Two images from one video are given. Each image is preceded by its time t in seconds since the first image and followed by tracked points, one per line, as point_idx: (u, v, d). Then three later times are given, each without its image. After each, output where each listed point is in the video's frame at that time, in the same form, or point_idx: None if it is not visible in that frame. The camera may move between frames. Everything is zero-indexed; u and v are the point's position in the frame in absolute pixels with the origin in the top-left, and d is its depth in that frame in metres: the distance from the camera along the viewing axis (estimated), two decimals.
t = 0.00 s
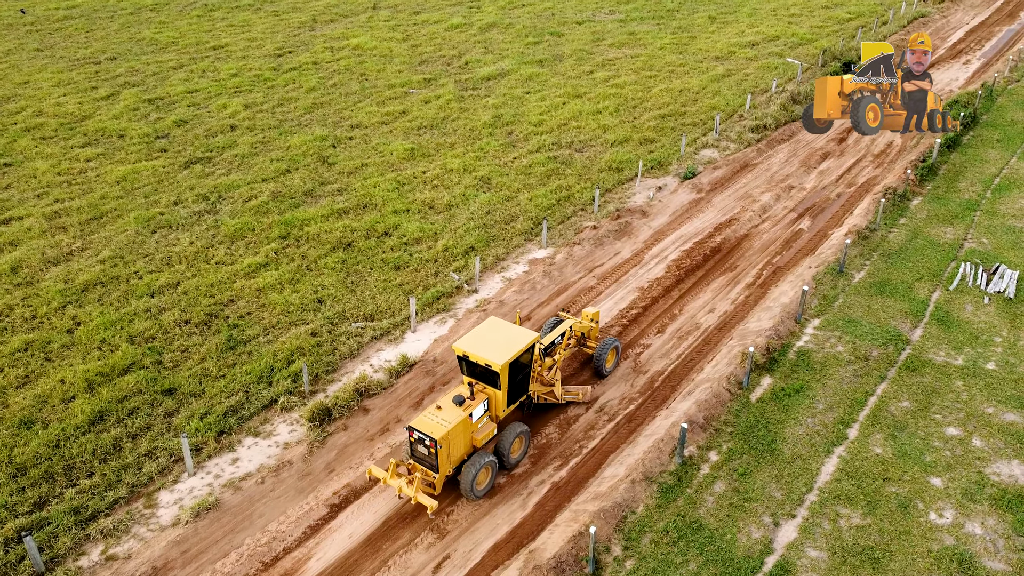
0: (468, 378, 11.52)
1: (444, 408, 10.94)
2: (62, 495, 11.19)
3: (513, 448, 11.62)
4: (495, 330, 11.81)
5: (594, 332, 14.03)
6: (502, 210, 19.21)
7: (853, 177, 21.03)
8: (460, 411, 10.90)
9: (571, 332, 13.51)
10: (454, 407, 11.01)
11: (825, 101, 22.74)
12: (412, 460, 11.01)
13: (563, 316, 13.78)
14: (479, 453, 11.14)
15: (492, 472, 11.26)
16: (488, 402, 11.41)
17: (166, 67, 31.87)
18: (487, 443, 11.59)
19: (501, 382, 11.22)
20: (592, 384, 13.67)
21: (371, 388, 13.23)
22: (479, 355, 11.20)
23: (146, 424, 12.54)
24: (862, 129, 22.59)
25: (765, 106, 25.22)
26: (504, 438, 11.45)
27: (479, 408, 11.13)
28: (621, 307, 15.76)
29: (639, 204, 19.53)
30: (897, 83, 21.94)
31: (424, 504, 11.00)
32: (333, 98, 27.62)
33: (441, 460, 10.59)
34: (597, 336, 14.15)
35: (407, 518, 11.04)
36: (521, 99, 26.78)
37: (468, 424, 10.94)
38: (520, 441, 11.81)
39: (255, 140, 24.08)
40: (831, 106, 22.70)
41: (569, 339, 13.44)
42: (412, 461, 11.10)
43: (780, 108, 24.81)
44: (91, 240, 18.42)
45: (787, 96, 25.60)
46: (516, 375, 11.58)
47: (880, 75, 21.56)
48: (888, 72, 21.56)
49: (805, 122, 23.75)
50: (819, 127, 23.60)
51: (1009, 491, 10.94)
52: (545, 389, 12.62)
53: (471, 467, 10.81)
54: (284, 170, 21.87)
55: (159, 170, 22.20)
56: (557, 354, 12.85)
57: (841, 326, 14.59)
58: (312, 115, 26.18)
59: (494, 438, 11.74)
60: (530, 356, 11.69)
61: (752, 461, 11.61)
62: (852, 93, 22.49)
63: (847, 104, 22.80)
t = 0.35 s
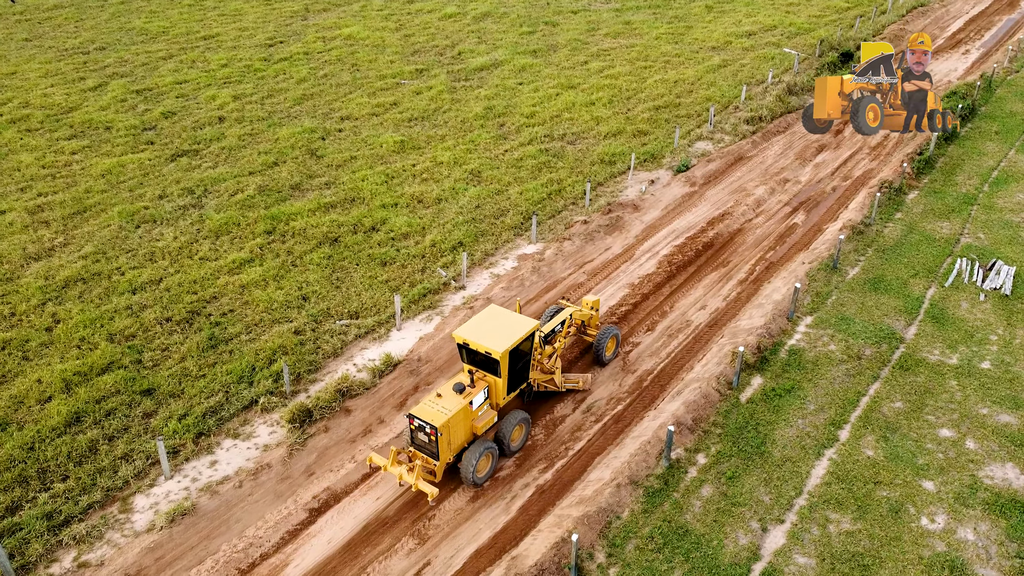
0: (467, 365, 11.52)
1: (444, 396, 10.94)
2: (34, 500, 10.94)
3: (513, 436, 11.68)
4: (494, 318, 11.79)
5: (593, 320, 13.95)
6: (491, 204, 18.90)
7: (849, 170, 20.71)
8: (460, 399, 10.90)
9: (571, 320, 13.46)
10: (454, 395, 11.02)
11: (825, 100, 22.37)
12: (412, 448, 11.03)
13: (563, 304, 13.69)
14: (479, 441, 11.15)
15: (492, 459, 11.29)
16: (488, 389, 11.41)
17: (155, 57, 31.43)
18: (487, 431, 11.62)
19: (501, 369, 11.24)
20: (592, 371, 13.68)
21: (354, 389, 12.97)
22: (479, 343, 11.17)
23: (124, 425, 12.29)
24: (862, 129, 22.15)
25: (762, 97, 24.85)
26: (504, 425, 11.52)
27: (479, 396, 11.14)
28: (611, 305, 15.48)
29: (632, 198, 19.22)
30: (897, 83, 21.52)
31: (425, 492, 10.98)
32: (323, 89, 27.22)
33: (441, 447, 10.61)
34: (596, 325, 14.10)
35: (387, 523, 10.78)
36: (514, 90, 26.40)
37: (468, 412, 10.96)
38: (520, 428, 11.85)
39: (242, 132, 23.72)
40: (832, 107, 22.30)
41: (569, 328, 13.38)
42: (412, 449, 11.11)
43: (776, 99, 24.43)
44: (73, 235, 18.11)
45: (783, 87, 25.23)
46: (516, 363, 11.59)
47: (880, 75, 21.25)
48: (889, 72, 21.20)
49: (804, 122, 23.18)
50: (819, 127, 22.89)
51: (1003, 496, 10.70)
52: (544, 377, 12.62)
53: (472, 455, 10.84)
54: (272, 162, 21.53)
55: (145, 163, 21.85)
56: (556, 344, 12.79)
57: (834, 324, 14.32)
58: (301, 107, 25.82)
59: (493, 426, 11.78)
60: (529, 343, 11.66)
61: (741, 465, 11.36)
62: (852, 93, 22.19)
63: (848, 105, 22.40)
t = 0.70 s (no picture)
0: (468, 361, 11.54)
1: (445, 391, 10.95)
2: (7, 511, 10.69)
3: (513, 431, 11.65)
4: (494, 313, 11.81)
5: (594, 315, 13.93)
6: (482, 204, 18.65)
7: (845, 170, 20.45)
8: (461, 393, 10.89)
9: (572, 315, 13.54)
10: (454, 390, 11.00)
11: (825, 100, 22.04)
12: (413, 443, 11.02)
13: (564, 299, 13.86)
14: (480, 435, 11.13)
15: (493, 454, 11.26)
16: (489, 384, 11.40)
17: (146, 55, 31.10)
18: (488, 426, 11.59)
19: (502, 364, 11.23)
20: (592, 366, 13.71)
21: (337, 395, 12.73)
22: (480, 338, 11.18)
23: (102, 433, 12.05)
24: (862, 129, 21.88)
25: (758, 96, 24.57)
26: (505, 420, 11.50)
27: (480, 390, 11.16)
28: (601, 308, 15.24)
29: (624, 199, 18.97)
30: (898, 83, 21.18)
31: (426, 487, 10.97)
32: (315, 87, 26.92)
33: (442, 442, 10.58)
34: (597, 319, 14.08)
35: (369, 535, 10.54)
36: (507, 88, 26.10)
37: (468, 407, 10.94)
38: (520, 424, 11.84)
39: (232, 131, 23.42)
40: (832, 106, 21.96)
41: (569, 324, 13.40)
42: (413, 444, 11.10)
43: (772, 97, 24.14)
44: (58, 236, 17.85)
45: (779, 85, 24.94)
46: (516, 358, 11.59)
47: (880, 75, 20.90)
48: (888, 72, 20.85)
49: (803, 121, 22.90)
50: (819, 127, 22.53)
51: (998, 507, 10.46)
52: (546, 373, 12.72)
53: (473, 449, 10.80)
54: (261, 162, 21.25)
55: (133, 162, 21.57)
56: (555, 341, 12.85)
57: (828, 328, 14.08)
58: (292, 105, 25.53)
59: (493, 421, 11.74)
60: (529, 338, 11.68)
61: (731, 474, 11.13)
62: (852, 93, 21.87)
63: (848, 105, 22.06)
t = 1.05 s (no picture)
0: (470, 359, 11.50)
1: (446, 389, 10.93)
2: None
3: (514, 429, 11.61)
4: (496, 311, 11.75)
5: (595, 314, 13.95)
6: (472, 209, 18.39)
7: (840, 173, 20.18)
8: (462, 391, 10.86)
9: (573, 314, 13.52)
10: (455, 388, 10.97)
11: (825, 100, 21.89)
12: (415, 440, 11.00)
13: (565, 297, 13.85)
14: (481, 433, 11.09)
15: (494, 452, 11.24)
16: (490, 382, 11.37)
17: (136, 56, 30.81)
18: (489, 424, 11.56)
19: (503, 362, 11.19)
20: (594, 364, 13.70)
21: (319, 407, 12.47)
22: (481, 336, 11.12)
23: (78, 446, 11.77)
24: (862, 129, 21.67)
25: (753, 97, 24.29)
26: (506, 418, 11.47)
27: (482, 388, 11.14)
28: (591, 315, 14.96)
29: (616, 203, 18.70)
30: (897, 83, 21.04)
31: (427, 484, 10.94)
32: (306, 89, 26.64)
33: (442, 439, 10.55)
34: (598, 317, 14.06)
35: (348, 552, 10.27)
36: (499, 90, 25.83)
37: (470, 405, 10.90)
38: (521, 422, 11.80)
39: (220, 133, 23.14)
40: (832, 106, 21.79)
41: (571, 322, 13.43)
42: (414, 442, 11.07)
43: (767, 99, 23.87)
44: (40, 242, 17.57)
45: (774, 87, 24.66)
46: (517, 355, 11.53)
47: (880, 75, 20.78)
48: (889, 72, 20.68)
49: (802, 121, 22.74)
50: (819, 127, 22.39)
51: (993, 523, 10.20)
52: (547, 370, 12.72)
53: (474, 447, 10.76)
54: (248, 165, 20.98)
55: (119, 165, 21.30)
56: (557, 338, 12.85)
57: (821, 337, 13.82)
58: (282, 107, 25.26)
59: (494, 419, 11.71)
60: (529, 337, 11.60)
61: (720, 488, 10.86)
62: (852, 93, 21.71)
63: (848, 105, 21.91)
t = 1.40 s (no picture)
0: (471, 357, 11.35)
1: (448, 387, 10.82)
2: None
3: (515, 428, 11.54)
4: (497, 310, 11.59)
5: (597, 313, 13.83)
6: (463, 213, 18.15)
7: (836, 176, 19.95)
8: (463, 389, 10.74)
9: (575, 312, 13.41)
10: (457, 386, 10.86)
11: (825, 101, 21.69)
12: (417, 438, 10.93)
13: (567, 295, 13.71)
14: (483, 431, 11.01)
15: (496, 450, 11.19)
16: (492, 380, 11.24)
17: (128, 57, 30.56)
18: (491, 422, 11.48)
19: (505, 360, 11.04)
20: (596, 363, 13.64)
21: (301, 418, 12.22)
22: (482, 334, 10.96)
23: (55, 458, 11.53)
24: (861, 129, 21.46)
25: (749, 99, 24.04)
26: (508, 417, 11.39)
27: (484, 386, 11.03)
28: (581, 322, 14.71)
29: (609, 207, 18.46)
30: (897, 83, 20.87)
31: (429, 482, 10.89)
32: (297, 91, 26.38)
33: (443, 438, 10.47)
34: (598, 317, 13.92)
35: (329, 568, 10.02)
36: (492, 92, 25.57)
37: (470, 403, 10.80)
38: (523, 420, 11.73)
39: (210, 136, 22.89)
40: (832, 107, 21.57)
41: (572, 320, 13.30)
42: (416, 439, 10.98)
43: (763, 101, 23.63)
44: (24, 247, 17.32)
45: (770, 88, 24.41)
46: (519, 353, 11.37)
47: (879, 75, 20.63)
48: (889, 72, 20.56)
49: (802, 121, 22.53)
50: (819, 127, 22.17)
51: (988, 540, 9.95)
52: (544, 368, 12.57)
53: (476, 446, 10.68)
54: (237, 169, 20.74)
55: (106, 169, 21.05)
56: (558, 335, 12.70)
57: (815, 345, 13.58)
58: (272, 109, 25.01)
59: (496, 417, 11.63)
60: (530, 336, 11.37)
61: (711, 503, 10.62)
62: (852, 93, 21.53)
63: (848, 105, 21.72)
